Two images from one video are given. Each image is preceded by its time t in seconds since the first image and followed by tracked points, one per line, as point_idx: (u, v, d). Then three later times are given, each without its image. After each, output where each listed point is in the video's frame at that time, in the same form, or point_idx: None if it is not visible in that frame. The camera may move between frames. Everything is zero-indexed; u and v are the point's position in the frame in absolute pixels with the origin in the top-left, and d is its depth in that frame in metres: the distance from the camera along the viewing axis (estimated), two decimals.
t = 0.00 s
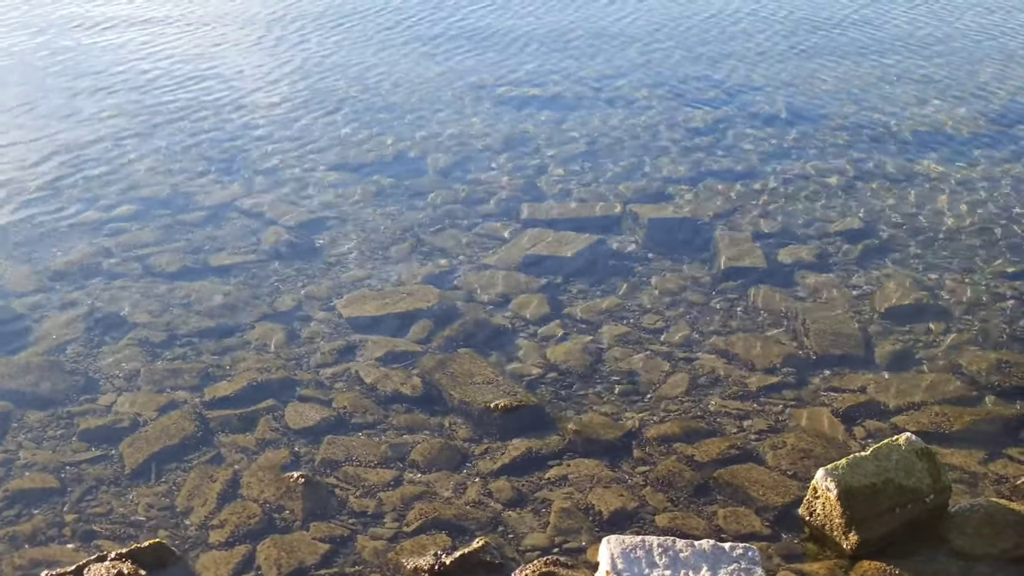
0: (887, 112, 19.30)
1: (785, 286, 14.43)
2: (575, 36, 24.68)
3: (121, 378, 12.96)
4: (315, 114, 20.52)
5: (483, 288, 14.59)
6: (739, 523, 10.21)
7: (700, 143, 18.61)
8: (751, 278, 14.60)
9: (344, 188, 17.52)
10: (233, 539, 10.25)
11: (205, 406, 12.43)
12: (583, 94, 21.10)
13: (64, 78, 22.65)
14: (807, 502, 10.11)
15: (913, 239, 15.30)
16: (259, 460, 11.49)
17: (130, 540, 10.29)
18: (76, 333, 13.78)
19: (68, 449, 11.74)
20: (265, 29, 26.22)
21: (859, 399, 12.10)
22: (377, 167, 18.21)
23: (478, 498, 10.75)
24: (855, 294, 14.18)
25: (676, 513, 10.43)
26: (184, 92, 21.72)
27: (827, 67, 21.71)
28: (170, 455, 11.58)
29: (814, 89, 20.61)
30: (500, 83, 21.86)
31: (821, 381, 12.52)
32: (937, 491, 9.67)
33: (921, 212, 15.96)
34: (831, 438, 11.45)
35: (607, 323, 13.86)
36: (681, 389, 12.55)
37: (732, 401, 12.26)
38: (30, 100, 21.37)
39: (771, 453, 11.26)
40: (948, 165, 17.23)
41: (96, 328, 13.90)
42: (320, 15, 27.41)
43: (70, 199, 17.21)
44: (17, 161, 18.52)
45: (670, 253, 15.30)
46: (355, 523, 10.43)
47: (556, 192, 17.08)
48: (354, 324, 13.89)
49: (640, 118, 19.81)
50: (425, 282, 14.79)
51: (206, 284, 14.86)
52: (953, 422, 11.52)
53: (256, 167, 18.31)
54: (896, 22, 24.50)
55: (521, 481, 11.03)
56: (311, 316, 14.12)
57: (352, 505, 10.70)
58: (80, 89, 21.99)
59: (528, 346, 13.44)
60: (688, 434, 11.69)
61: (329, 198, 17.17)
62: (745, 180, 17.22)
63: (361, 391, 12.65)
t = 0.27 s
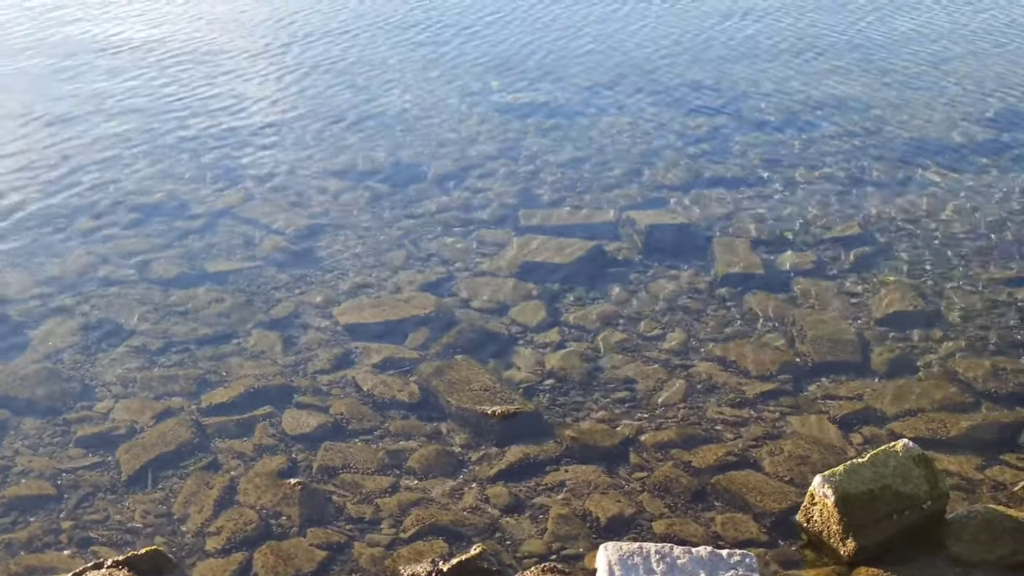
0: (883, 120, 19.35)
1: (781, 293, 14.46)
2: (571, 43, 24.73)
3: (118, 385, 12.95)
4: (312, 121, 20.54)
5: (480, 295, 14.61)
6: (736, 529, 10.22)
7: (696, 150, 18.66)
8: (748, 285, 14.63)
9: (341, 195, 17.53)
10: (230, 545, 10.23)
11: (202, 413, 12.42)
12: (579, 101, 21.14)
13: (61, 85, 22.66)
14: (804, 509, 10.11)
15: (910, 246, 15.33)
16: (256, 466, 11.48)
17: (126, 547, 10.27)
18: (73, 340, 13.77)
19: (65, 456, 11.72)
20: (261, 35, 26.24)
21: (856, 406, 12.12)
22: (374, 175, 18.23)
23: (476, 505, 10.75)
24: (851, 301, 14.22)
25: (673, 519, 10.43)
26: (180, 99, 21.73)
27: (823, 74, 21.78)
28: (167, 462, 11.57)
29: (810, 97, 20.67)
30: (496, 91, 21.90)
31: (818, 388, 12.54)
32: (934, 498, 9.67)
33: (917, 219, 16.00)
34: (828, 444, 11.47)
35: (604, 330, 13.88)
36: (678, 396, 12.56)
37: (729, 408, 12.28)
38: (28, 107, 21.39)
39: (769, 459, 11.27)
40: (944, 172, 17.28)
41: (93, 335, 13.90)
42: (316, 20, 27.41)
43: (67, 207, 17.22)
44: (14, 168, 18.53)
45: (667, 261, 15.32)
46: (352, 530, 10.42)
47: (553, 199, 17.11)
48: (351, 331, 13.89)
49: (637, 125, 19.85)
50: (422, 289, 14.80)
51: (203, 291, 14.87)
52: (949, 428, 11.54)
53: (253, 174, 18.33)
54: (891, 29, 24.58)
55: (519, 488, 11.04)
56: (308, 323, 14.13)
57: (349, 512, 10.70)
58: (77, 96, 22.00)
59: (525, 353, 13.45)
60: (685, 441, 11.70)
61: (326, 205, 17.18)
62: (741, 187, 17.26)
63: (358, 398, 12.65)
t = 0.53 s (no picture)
0: (879, 124, 19.37)
1: (778, 298, 14.46)
2: (568, 48, 24.73)
3: (115, 390, 12.93)
4: (309, 126, 20.54)
5: (477, 301, 14.61)
6: (733, 534, 10.21)
7: (693, 155, 18.66)
8: (745, 290, 14.63)
9: (337, 200, 17.53)
10: (226, 551, 10.22)
11: (199, 418, 12.41)
12: (576, 105, 21.14)
13: (58, 90, 22.65)
14: (801, 514, 10.11)
15: (906, 252, 15.34)
16: (253, 472, 11.46)
17: (123, 553, 10.25)
18: (69, 346, 13.76)
19: (61, 461, 11.70)
20: (258, 40, 26.23)
21: (853, 411, 12.12)
22: (371, 180, 18.23)
23: (473, 510, 10.74)
24: (848, 306, 14.23)
25: (671, 524, 10.42)
26: (177, 104, 21.73)
27: (820, 79, 21.80)
28: (163, 467, 11.55)
29: (807, 101, 20.68)
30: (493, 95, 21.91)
31: (815, 393, 12.54)
32: (931, 503, 9.68)
33: (913, 224, 16.01)
34: (825, 449, 11.47)
35: (601, 335, 13.88)
36: (675, 401, 12.56)
37: (726, 413, 12.27)
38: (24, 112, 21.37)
39: (766, 465, 11.26)
40: (941, 177, 17.29)
41: (90, 341, 13.89)
42: (313, 25, 27.40)
43: (64, 212, 17.21)
44: (10, 173, 18.51)
45: (664, 266, 15.32)
46: (349, 535, 10.41)
47: (550, 204, 17.12)
48: (348, 337, 13.89)
49: (634, 130, 19.86)
50: (419, 294, 14.80)
51: (200, 296, 14.86)
52: (946, 433, 11.54)
53: (249, 179, 18.32)
54: (888, 33, 24.60)
55: (516, 493, 11.02)
56: (305, 329, 14.11)
57: (346, 517, 10.68)
58: (74, 101, 21.99)
59: (522, 359, 13.44)
60: (683, 446, 11.69)
61: (323, 211, 17.18)
62: (738, 193, 17.26)
63: (355, 404, 12.64)
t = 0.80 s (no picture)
0: (875, 134, 19.43)
1: (774, 308, 14.49)
2: (564, 58, 24.80)
3: (111, 401, 12.93)
4: (306, 136, 20.57)
5: (474, 311, 14.62)
6: (731, 544, 10.21)
7: (688, 165, 18.71)
8: (742, 300, 14.66)
9: (334, 210, 17.55)
10: (223, 562, 10.20)
11: (195, 429, 12.40)
12: (573, 115, 21.19)
13: (55, 101, 22.70)
14: (798, 524, 10.10)
15: (902, 262, 15.38)
16: (250, 482, 11.45)
17: (118, 564, 10.23)
18: (65, 356, 13.76)
19: (57, 472, 11.70)
20: (255, 49, 26.27)
21: (850, 421, 12.14)
22: (368, 190, 18.26)
23: (470, 520, 10.74)
24: (845, 316, 14.25)
25: (668, 534, 10.42)
26: (175, 114, 21.77)
27: (815, 89, 21.87)
28: (159, 478, 11.53)
29: (802, 111, 20.76)
30: (490, 105, 21.97)
31: (812, 403, 12.56)
32: (929, 513, 9.68)
33: (909, 234, 16.05)
34: (823, 459, 11.47)
35: (598, 345, 13.90)
36: (673, 411, 12.56)
37: (723, 423, 12.28)
38: (21, 123, 21.40)
39: (763, 474, 11.27)
40: (936, 187, 17.35)
41: (86, 351, 13.88)
42: (310, 34, 27.44)
43: (61, 223, 17.23)
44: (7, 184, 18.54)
45: (660, 276, 15.35)
46: (346, 545, 10.40)
47: (546, 215, 17.16)
48: (345, 347, 13.89)
49: (631, 140, 19.91)
50: (416, 304, 14.82)
51: (196, 306, 14.87)
52: (943, 443, 11.56)
53: (246, 190, 18.35)
54: (884, 42, 24.67)
55: (513, 503, 11.02)
56: (301, 339, 14.12)
57: (342, 528, 10.67)
58: (70, 112, 22.04)
59: (519, 368, 13.46)
60: (680, 456, 11.70)
61: (320, 221, 17.20)
62: (734, 203, 17.31)
63: (352, 414, 12.64)
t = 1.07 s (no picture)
0: (868, 148, 19.48)
1: (769, 322, 14.50)
2: (559, 71, 24.85)
3: (104, 417, 12.89)
4: (300, 150, 20.57)
5: (468, 325, 14.61)
6: (726, 560, 10.18)
7: (683, 179, 18.74)
8: (736, 314, 14.66)
9: (328, 225, 17.55)
10: None
11: (189, 445, 12.36)
12: (567, 129, 21.21)
13: (50, 116, 22.71)
14: (793, 540, 10.09)
15: (896, 275, 15.40)
16: (244, 499, 11.42)
17: None
18: (58, 372, 13.72)
19: (50, 489, 11.65)
20: (250, 64, 26.31)
21: (844, 436, 12.13)
22: (362, 204, 18.26)
23: (464, 536, 10.71)
24: (839, 330, 14.25)
25: (663, 550, 10.39)
26: (169, 128, 21.77)
27: (809, 103, 21.93)
28: (153, 495, 11.49)
29: (796, 125, 20.80)
30: (485, 119, 22.00)
31: (807, 417, 12.55)
32: (923, 528, 9.68)
33: (903, 248, 16.08)
34: (818, 474, 11.46)
35: (592, 360, 13.89)
36: (667, 426, 12.55)
37: (718, 438, 12.26)
38: (15, 136, 21.39)
39: (758, 490, 11.25)
40: (930, 201, 17.39)
41: (79, 367, 13.85)
42: (304, 49, 27.50)
43: (55, 238, 17.21)
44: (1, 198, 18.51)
45: (655, 290, 15.35)
46: (340, 562, 10.36)
47: (541, 229, 17.17)
48: (339, 362, 13.87)
49: (624, 154, 19.93)
50: (410, 319, 14.80)
51: (190, 321, 14.85)
52: (937, 458, 11.54)
53: (241, 203, 18.34)
54: (878, 54, 24.70)
55: (507, 519, 10.99)
56: (295, 354, 14.09)
57: (336, 544, 10.64)
58: (65, 127, 22.04)
59: (513, 383, 13.44)
60: (675, 471, 11.67)
61: (314, 236, 17.19)
62: (728, 216, 17.33)
63: (346, 429, 12.61)
